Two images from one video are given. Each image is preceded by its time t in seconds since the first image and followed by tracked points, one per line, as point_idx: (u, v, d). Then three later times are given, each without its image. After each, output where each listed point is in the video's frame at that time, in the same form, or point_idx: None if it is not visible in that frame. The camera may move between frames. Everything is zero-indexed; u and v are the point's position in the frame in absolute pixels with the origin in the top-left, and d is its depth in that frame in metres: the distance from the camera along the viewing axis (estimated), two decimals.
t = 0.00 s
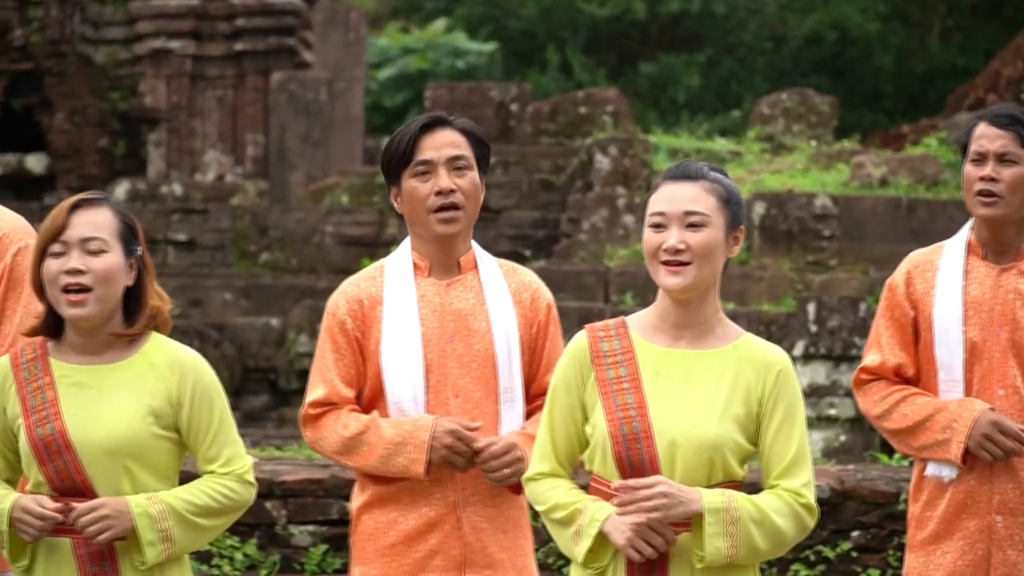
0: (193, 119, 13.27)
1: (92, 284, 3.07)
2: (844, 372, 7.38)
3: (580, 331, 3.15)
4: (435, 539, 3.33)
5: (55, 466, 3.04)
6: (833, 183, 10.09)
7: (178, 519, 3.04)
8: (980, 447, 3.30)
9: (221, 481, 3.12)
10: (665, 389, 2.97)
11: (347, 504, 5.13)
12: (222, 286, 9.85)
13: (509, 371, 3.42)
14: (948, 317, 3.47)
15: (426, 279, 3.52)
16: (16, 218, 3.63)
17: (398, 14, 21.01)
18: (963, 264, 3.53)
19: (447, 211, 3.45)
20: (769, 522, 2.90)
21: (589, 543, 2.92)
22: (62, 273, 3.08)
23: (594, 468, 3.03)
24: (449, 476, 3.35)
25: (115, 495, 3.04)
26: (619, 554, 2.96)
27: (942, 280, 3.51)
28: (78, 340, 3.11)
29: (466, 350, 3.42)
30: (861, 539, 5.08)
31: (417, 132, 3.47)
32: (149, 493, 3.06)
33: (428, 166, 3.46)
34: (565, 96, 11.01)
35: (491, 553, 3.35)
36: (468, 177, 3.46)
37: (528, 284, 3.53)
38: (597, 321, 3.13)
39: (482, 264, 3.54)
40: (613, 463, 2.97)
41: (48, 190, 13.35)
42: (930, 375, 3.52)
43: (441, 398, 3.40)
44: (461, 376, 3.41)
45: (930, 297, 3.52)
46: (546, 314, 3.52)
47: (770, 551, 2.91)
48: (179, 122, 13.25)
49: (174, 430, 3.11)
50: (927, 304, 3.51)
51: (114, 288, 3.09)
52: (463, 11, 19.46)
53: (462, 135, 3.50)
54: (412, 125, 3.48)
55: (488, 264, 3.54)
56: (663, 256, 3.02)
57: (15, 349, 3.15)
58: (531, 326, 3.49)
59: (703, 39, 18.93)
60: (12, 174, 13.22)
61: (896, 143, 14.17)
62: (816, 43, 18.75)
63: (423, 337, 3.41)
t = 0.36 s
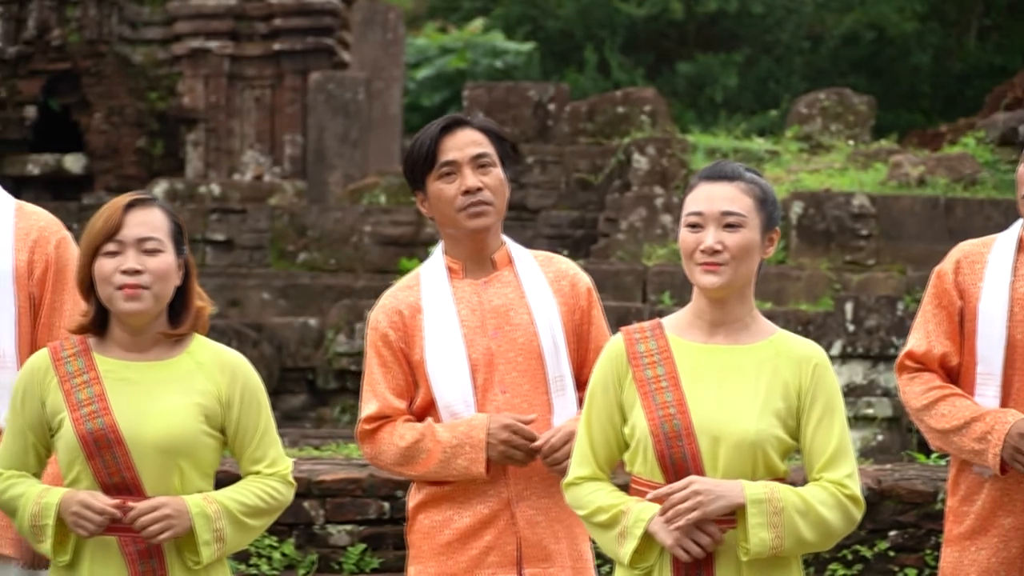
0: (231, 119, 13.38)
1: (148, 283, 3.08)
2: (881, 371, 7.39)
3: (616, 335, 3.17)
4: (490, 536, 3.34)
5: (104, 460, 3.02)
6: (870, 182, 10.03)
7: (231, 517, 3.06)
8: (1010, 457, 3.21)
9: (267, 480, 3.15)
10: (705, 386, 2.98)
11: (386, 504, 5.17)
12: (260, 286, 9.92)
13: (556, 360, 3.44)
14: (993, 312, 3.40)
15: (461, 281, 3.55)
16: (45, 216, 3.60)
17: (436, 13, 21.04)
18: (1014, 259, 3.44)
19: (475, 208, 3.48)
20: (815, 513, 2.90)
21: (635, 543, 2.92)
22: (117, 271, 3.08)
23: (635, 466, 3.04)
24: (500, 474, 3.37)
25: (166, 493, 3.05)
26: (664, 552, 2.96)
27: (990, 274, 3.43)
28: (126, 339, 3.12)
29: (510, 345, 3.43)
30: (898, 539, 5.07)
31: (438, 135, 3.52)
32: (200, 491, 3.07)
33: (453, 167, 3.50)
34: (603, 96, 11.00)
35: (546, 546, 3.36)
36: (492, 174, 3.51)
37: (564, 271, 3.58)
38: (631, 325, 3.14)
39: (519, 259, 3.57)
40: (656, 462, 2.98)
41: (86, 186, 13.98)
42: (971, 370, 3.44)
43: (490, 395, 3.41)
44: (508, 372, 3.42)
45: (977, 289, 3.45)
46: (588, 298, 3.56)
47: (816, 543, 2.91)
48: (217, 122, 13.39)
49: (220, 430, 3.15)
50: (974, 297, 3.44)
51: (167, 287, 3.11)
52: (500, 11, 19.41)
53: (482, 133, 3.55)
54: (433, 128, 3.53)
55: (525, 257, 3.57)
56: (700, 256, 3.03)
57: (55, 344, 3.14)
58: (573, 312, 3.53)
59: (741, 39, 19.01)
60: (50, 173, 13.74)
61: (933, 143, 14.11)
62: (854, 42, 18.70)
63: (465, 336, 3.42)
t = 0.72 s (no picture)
0: (269, 119, 13.47)
1: (198, 283, 3.12)
2: (919, 370, 7.36)
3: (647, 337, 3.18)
4: (538, 536, 3.36)
5: (156, 463, 3.04)
6: (908, 182, 10.00)
7: (278, 516, 3.10)
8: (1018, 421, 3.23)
9: (309, 478, 3.20)
10: (741, 387, 2.99)
11: (424, 504, 5.22)
12: (298, 286, 10.02)
13: (608, 360, 3.45)
14: None
15: (516, 283, 3.59)
16: (94, 214, 3.76)
17: (474, 13, 21.06)
18: None
19: (534, 206, 3.52)
20: (851, 514, 2.92)
21: (675, 545, 2.93)
22: (166, 272, 3.12)
23: (671, 468, 3.05)
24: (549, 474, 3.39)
25: (217, 492, 3.08)
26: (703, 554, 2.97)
27: None
28: (170, 341, 3.16)
29: (561, 345, 3.46)
30: (936, 538, 5.07)
31: (493, 135, 3.57)
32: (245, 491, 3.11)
33: (510, 166, 3.54)
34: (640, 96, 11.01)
35: (594, 547, 3.36)
36: (548, 171, 3.55)
37: (622, 271, 3.58)
38: (663, 327, 3.16)
39: (575, 258, 3.59)
40: (694, 463, 2.99)
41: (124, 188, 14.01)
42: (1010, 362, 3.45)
43: (538, 395, 3.43)
44: (558, 372, 3.44)
45: None
46: (646, 299, 3.56)
47: (853, 543, 2.93)
48: (255, 122, 13.47)
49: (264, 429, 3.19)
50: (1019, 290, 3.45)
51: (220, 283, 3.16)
52: (538, 10, 19.47)
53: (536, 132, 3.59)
54: (487, 129, 3.58)
55: (581, 256, 3.59)
56: (731, 255, 3.05)
57: (98, 348, 3.17)
58: (629, 313, 3.53)
59: (779, 39, 18.89)
60: (88, 173, 13.83)
61: (971, 142, 14.05)
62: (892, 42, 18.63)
63: (515, 336, 3.47)
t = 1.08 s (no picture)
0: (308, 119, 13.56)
1: (233, 280, 3.17)
2: (957, 370, 7.33)
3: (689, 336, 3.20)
4: (583, 537, 3.39)
5: (202, 464, 3.08)
6: (946, 182, 9.96)
7: (323, 512, 3.14)
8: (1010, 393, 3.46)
9: (351, 472, 3.24)
10: (783, 386, 3.00)
11: (462, 504, 5.26)
12: (335, 286, 10.09)
13: (657, 365, 3.47)
14: None
15: (571, 280, 3.62)
16: (147, 218, 3.85)
17: (511, 13, 21.13)
18: None
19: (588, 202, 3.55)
20: (895, 513, 2.94)
21: (717, 543, 2.95)
22: (200, 271, 3.16)
23: (709, 467, 3.06)
24: (594, 473, 3.41)
25: (262, 488, 3.12)
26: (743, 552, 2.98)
27: None
28: (206, 340, 3.20)
29: (610, 347, 3.48)
30: (975, 538, 5.06)
31: (563, 130, 3.61)
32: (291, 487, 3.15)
33: (574, 160, 3.58)
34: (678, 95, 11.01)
35: (639, 548, 3.38)
36: (613, 171, 3.56)
37: (678, 277, 3.58)
38: (704, 326, 3.18)
39: (631, 261, 3.60)
40: (734, 462, 3.00)
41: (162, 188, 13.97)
42: None
43: (585, 395, 3.46)
44: (605, 373, 3.47)
45: None
46: (699, 308, 3.55)
47: (896, 543, 2.95)
48: (294, 122, 13.56)
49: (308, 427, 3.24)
50: None
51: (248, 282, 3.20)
52: (576, 10, 19.52)
53: (611, 133, 3.61)
54: (560, 123, 3.62)
55: (638, 259, 3.60)
56: (768, 255, 3.07)
57: (135, 352, 3.20)
58: (681, 319, 3.53)
59: (817, 38, 18.81)
60: (125, 173, 13.69)
61: (1010, 141, 13.96)
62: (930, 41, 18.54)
63: (565, 335, 3.50)
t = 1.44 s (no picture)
0: (345, 120, 13.64)
1: (256, 282, 3.21)
2: (994, 370, 7.28)
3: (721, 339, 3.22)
4: (622, 537, 3.41)
5: (235, 465, 3.12)
6: (983, 182, 9.92)
7: (357, 513, 3.18)
8: None
9: (387, 471, 3.27)
10: (816, 390, 3.02)
11: (499, 504, 5.28)
12: (372, 286, 10.15)
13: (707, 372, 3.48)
14: None
15: (626, 279, 3.65)
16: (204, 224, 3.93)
17: (548, 13, 21.15)
18: None
19: (647, 203, 3.57)
20: (929, 515, 2.95)
21: (751, 545, 2.97)
22: (222, 277, 3.21)
23: (742, 471, 3.08)
24: (633, 474, 3.43)
25: (296, 489, 3.16)
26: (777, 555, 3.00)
27: None
28: (236, 342, 3.24)
29: (656, 350, 3.50)
30: (1011, 539, 5.05)
31: (640, 130, 3.63)
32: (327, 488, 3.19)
33: (643, 159, 3.60)
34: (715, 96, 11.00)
35: (678, 551, 3.40)
36: (679, 177, 3.58)
37: (731, 288, 3.59)
38: (738, 328, 3.19)
39: (690, 266, 3.62)
40: (767, 465, 3.02)
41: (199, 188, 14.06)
42: None
43: (629, 396, 3.49)
44: (650, 376, 3.49)
45: None
46: (751, 319, 3.56)
47: (930, 545, 2.95)
48: (331, 122, 13.64)
49: (344, 427, 3.28)
50: None
51: (274, 285, 3.23)
52: (612, 10, 19.53)
53: (687, 140, 3.62)
54: (638, 123, 3.65)
55: (696, 265, 3.62)
56: (811, 255, 3.08)
57: (172, 357, 3.25)
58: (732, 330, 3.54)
59: (854, 38, 18.73)
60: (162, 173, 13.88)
61: None
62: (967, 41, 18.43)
63: (612, 335, 3.52)
